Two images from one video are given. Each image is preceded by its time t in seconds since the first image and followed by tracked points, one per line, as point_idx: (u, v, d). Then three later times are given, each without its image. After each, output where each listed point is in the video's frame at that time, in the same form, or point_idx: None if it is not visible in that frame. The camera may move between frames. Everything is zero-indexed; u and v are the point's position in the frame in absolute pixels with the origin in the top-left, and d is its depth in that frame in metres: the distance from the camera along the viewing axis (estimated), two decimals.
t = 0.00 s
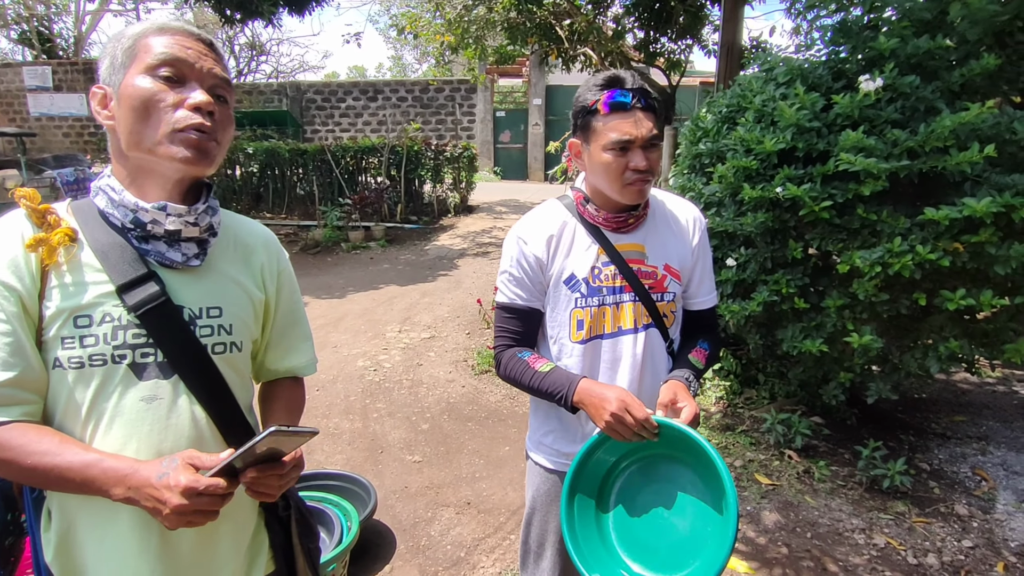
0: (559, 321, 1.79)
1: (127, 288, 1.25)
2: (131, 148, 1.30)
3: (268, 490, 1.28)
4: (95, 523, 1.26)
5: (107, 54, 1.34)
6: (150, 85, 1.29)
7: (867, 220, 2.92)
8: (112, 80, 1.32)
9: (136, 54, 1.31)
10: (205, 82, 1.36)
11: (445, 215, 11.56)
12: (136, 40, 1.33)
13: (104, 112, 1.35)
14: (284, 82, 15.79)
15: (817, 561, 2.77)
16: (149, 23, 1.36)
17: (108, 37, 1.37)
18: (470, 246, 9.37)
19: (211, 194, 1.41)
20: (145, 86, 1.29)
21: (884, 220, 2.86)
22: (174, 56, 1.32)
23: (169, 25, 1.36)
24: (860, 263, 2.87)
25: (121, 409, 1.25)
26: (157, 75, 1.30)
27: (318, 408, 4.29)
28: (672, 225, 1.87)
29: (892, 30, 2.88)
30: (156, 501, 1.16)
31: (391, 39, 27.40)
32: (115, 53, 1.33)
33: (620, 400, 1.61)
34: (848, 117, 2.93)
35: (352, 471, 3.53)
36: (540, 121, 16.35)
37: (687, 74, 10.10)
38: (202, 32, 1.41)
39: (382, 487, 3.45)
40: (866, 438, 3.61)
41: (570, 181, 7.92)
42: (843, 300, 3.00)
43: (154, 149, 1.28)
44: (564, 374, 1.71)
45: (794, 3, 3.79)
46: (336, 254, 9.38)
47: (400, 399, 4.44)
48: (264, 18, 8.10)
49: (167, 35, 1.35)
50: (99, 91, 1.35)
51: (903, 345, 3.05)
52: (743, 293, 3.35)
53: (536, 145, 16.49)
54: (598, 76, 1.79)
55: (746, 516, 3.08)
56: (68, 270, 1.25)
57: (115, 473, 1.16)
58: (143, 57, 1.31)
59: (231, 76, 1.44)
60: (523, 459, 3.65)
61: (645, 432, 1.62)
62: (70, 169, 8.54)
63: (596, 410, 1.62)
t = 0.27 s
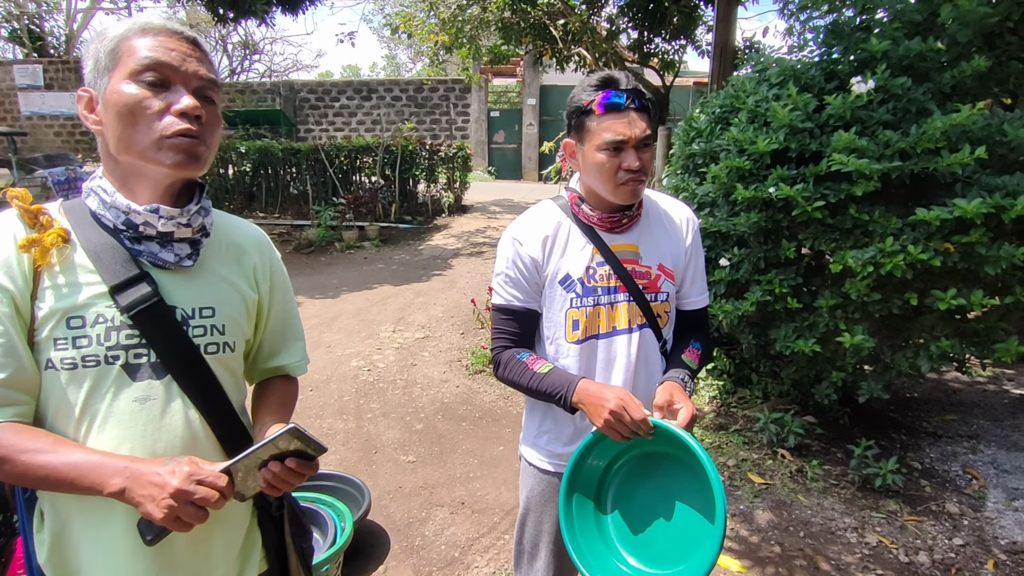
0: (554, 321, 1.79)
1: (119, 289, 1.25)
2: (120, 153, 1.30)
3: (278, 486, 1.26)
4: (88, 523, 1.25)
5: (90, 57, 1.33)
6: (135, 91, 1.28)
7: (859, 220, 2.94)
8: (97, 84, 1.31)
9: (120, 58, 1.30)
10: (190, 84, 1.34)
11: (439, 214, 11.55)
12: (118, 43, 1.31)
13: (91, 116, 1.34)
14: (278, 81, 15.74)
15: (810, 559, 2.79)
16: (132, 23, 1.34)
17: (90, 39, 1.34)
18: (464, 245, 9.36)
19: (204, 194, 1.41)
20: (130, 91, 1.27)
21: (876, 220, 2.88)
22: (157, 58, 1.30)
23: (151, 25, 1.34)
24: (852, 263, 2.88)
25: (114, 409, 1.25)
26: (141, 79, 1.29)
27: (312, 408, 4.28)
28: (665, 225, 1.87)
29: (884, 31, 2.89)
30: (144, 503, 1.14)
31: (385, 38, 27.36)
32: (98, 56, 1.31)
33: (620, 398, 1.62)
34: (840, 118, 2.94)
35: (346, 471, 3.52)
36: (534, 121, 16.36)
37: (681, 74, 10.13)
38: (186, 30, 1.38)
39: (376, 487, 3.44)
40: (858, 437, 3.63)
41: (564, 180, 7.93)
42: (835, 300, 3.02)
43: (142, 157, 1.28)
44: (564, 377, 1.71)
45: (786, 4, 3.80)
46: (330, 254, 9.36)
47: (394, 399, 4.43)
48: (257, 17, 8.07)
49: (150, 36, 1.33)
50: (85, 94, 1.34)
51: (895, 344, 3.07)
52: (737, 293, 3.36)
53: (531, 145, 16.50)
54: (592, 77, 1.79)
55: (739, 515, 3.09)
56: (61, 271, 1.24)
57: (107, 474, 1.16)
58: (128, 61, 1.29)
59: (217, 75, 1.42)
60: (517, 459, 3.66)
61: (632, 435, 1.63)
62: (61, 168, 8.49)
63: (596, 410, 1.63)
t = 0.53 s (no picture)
0: (551, 321, 1.79)
1: (115, 289, 1.24)
2: (113, 155, 1.29)
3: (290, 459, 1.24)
4: (85, 524, 1.25)
5: (79, 57, 1.31)
6: (126, 92, 1.27)
7: (854, 220, 2.95)
8: (88, 84, 1.30)
9: (110, 58, 1.29)
10: (182, 83, 1.33)
11: (435, 214, 11.55)
12: (107, 43, 1.29)
13: (83, 117, 1.33)
14: (273, 80, 15.71)
15: (805, 558, 2.80)
16: (121, 22, 1.32)
17: (79, 38, 1.33)
18: (459, 246, 9.36)
19: (199, 194, 1.40)
20: (122, 92, 1.27)
21: (871, 221, 2.89)
22: (147, 59, 1.29)
23: (140, 24, 1.32)
24: (847, 263, 2.89)
25: (111, 409, 1.25)
26: (132, 80, 1.28)
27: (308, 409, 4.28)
28: (662, 226, 1.88)
29: (879, 32, 2.91)
30: (154, 496, 1.15)
31: (381, 38, 27.34)
32: (87, 56, 1.30)
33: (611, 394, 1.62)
34: (836, 118, 2.95)
35: (342, 471, 3.52)
36: (530, 121, 16.37)
37: (677, 75, 10.14)
38: (175, 27, 1.37)
39: (372, 487, 3.44)
40: (853, 436, 3.65)
41: (560, 181, 7.94)
42: (830, 300, 3.03)
43: (135, 159, 1.28)
44: (558, 376, 1.71)
45: (782, 5, 3.82)
46: (325, 254, 9.35)
47: (390, 399, 4.43)
48: (252, 17, 8.06)
49: (139, 35, 1.31)
50: (75, 94, 1.33)
51: (890, 344, 3.08)
52: (732, 294, 3.37)
53: (526, 145, 16.51)
54: (592, 77, 1.80)
55: (734, 514, 3.10)
56: (57, 270, 1.24)
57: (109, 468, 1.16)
58: (117, 61, 1.28)
59: (209, 72, 1.41)
60: (513, 459, 3.66)
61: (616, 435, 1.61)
62: (55, 168, 8.46)
63: (588, 405, 1.63)
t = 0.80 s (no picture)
0: (549, 322, 1.80)
1: (112, 288, 1.24)
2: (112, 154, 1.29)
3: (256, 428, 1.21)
4: (82, 524, 1.25)
5: (78, 57, 1.31)
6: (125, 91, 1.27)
7: (851, 220, 2.96)
8: (86, 84, 1.30)
9: (109, 57, 1.28)
10: (180, 83, 1.33)
11: (433, 214, 11.54)
12: (107, 42, 1.29)
13: (80, 116, 1.33)
14: (271, 80, 15.68)
15: (802, 558, 2.81)
16: (120, 21, 1.32)
17: (77, 37, 1.32)
18: (457, 245, 9.36)
19: (195, 194, 1.40)
20: (121, 92, 1.27)
21: (868, 220, 2.90)
22: (147, 58, 1.29)
23: (139, 24, 1.32)
24: (845, 263, 2.90)
25: (108, 408, 1.24)
26: (131, 79, 1.28)
27: (305, 408, 4.28)
28: (659, 226, 1.88)
29: (875, 33, 2.91)
30: (152, 487, 1.16)
31: (379, 38, 27.31)
32: (86, 56, 1.30)
33: (573, 385, 1.61)
34: (833, 119, 2.95)
35: (340, 471, 3.52)
36: (528, 121, 16.37)
37: (674, 76, 10.16)
38: (174, 27, 1.37)
39: (370, 487, 3.44)
40: (850, 436, 3.65)
41: (558, 180, 7.93)
42: (828, 300, 3.04)
43: (135, 159, 1.28)
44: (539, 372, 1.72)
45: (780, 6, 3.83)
46: (323, 254, 9.34)
47: (388, 399, 4.43)
48: (250, 16, 8.04)
49: (138, 35, 1.31)
50: (73, 94, 1.32)
51: (887, 344, 3.09)
52: (730, 293, 3.38)
53: (524, 145, 16.51)
54: (590, 77, 1.80)
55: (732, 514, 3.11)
56: (54, 270, 1.24)
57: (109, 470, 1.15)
58: (117, 60, 1.28)
59: (206, 72, 1.41)
60: (511, 459, 3.66)
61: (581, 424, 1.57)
62: (52, 168, 8.44)
63: (549, 398, 1.64)
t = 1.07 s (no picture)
0: (549, 322, 1.80)
1: (106, 285, 1.25)
2: (110, 166, 1.30)
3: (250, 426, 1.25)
4: (77, 523, 1.24)
5: (85, 52, 1.28)
6: (127, 107, 1.25)
7: (850, 220, 2.96)
8: (88, 86, 1.28)
9: (114, 69, 1.26)
10: (184, 103, 1.31)
11: (432, 214, 11.54)
12: (115, 52, 1.26)
13: (78, 113, 1.31)
14: (269, 79, 15.66)
15: (801, 557, 2.81)
16: (133, 29, 1.27)
17: (85, 33, 1.29)
18: (456, 245, 9.36)
19: (190, 193, 1.40)
20: (121, 107, 1.25)
21: (867, 220, 2.90)
22: (153, 79, 1.26)
23: (154, 37, 1.28)
24: (843, 263, 2.90)
25: (103, 406, 1.24)
26: (132, 95, 1.25)
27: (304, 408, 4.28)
28: (659, 225, 1.88)
29: (874, 32, 2.92)
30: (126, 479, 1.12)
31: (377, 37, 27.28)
32: (93, 58, 1.27)
33: (520, 377, 1.69)
34: (832, 118, 2.96)
35: (339, 470, 3.52)
36: (527, 121, 16.37)
37: (673, 75, 10.16)
38: (189, 40, 1.32)
39: (368, 486, 3.44)
40: (849, 435, 3.66)
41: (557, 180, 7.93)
42: (827, 300, 3.04)
43: (132, 175, 1.29)
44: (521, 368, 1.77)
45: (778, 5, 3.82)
46: (322, 253, 9.34)
47: (387, 398, 4.43)
48: (249, 15, 8.04)
49: (148, 49, 1.27)
50: (74, 89, 1.30)
51: (885, 344, 3.09)
52: (729, 293, 3.38)
53: (523, 144, 16.52)
54: (591, 76, 1.80)
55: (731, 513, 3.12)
56: (48, 267, 1.24)
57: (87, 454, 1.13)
58: (122, 72, 1.26)
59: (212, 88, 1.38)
60: (510, 458, 3.66)
61: (527, 414, 1.65)
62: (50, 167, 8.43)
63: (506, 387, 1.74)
